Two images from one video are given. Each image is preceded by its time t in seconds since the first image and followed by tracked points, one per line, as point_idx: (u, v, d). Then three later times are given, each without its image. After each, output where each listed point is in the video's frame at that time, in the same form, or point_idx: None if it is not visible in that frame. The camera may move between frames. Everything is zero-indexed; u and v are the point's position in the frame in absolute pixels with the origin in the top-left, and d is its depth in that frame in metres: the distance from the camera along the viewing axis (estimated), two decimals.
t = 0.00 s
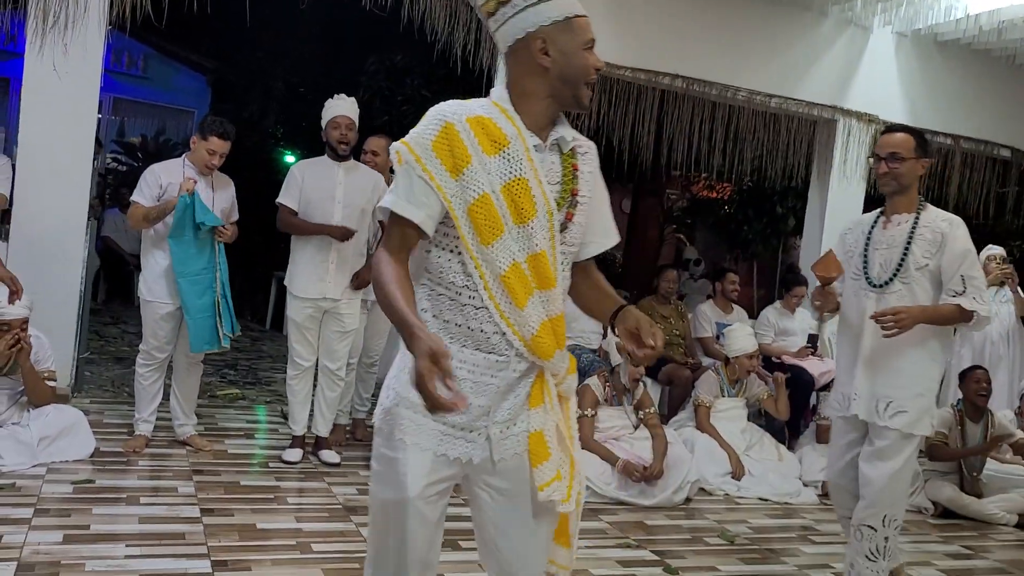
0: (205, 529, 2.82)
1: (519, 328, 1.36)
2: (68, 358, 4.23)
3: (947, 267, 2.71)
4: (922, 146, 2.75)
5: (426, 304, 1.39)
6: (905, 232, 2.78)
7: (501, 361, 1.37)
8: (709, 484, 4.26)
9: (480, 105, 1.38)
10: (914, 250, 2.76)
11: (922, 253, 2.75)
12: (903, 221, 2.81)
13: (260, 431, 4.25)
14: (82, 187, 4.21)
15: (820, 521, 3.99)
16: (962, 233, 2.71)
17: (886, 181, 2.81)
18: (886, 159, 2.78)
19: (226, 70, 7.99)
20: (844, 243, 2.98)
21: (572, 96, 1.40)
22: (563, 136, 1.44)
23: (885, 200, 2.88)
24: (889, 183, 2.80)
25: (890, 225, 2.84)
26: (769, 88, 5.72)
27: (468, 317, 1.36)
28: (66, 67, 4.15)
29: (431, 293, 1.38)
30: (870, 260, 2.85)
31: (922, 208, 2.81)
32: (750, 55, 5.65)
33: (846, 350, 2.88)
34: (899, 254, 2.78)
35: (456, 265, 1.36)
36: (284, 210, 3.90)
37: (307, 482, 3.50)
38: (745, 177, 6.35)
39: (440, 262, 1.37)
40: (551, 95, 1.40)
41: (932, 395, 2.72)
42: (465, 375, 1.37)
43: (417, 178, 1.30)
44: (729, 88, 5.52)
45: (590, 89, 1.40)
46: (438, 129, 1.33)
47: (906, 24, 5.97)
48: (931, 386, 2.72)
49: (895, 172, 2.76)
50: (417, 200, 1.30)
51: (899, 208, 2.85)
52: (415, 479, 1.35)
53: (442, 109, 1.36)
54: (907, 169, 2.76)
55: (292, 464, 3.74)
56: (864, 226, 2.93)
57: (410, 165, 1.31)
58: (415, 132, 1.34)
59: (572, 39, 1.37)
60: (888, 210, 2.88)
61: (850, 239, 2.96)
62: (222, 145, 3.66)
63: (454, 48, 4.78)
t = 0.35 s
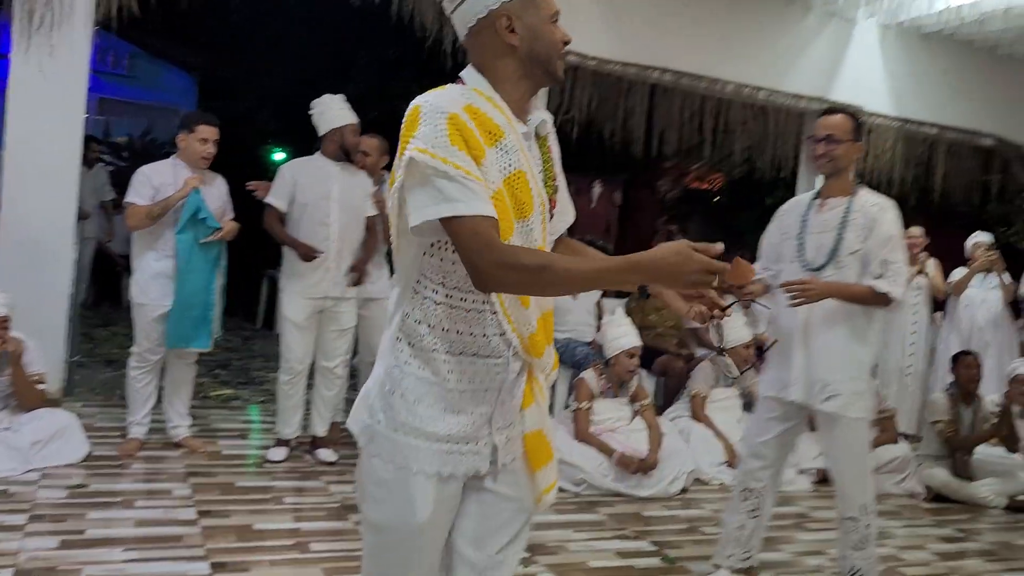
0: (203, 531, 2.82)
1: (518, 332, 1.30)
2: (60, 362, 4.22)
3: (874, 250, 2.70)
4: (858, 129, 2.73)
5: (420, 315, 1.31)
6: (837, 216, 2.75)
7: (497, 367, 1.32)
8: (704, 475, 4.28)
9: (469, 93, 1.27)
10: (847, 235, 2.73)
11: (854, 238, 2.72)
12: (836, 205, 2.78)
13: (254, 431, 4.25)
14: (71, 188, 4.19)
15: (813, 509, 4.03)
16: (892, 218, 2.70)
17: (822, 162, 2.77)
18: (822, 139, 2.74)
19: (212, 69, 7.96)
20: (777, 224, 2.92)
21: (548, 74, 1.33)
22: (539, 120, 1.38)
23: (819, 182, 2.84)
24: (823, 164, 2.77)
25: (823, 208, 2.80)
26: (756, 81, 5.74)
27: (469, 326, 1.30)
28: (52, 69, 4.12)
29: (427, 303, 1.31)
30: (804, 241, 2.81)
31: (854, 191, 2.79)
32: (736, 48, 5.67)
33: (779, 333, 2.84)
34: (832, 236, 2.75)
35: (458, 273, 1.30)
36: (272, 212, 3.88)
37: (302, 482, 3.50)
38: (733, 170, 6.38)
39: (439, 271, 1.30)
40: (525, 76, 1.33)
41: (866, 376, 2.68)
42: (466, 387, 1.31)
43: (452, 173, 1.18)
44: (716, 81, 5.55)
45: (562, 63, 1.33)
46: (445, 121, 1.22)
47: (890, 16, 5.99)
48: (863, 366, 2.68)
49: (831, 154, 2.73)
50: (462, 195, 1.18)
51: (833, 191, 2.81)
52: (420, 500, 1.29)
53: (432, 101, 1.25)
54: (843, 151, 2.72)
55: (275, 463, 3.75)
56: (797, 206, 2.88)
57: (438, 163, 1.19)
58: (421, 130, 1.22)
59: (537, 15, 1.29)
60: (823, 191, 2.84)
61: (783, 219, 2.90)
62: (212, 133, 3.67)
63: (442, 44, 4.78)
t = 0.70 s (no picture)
0: (176, 556, 2.76)
1: (556, 362, 1.24)
2: (19, 385, 4.11)
3: (790, 265, 2.70)
4: (775, 145, 2.77)
5: (475, 353, 1.19)
6: (753, 232, 2.77)
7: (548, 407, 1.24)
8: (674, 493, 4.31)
9: (513, 117, 1.19)
10: (764, 249, 2.73)
11: (772, 251, 2.72)
12: (753, 221, 2.79)
13: (221, 454, 4.18)
14: (32, 207, 4.10)
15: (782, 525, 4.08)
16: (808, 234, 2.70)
17: (738, 178, 2.79)
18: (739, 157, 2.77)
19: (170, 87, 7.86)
20: (698, 240, 2.95)
21: (579, 98, 1.28)
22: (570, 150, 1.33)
23: (737, 199, 2.87)
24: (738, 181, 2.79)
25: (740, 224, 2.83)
26: (716, 101, 5.85)
27: (525, 365, 1.20)
28: (12, 86, 4.03)
29: (484, 342, 1.19)
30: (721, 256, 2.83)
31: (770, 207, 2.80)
32: (697, 69, 5.76)
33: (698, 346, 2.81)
34: (749, 251, 2.76)
35: (519, 310, 1.19)
36: (237, 230, 3.78)
37: (274, 505, 3.45)
38: (694, 188, 6.47)
39: (496, 308, 1.19)
40: (556, 99, 1.27)
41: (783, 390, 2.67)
42: (527, 433, 1.20)
43: (519, 196, 1.07)
44: (679, 102, 5.64)
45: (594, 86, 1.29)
46: (504, 144, 1.13)
47: (845, 40, 6.14)
48: (783, 379, 2.66)
49: (747, 171, 2.76)
50: (527, 218, 1.06)
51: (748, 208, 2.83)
52: (492, 558, 1.16)
53: (483, 123, 1.16)
54: (761, 167, 2.76)
55: (243, 486, 3.68)
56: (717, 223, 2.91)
57: (505, 185, 1.08)
58: (479, 152, 1.13)
59: (567, 36, 1.25)
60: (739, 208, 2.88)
61: (705, 236, 2.93)
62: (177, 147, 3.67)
63: (410, 64, 4.79)
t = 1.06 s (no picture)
0: (174, 559, 2.75)
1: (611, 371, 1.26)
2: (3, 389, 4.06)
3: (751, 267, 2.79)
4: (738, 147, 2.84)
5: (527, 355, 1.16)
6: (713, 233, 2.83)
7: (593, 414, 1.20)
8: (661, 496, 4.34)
9: (569, 103, 1.16)
10: (724, 249, 2.81)
11: (733, 253, 2.80)
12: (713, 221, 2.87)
13: (208, 458, 4.16)
14: (18, 208, 4.06)
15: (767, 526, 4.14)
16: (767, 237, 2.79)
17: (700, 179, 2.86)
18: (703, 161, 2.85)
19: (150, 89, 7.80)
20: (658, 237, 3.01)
21: (634, 85, 1.24)
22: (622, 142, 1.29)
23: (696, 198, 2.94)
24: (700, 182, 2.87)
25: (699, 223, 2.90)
26: (699, 109, 5.92)
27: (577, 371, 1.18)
28: None
29: (537, 343, 1.16)
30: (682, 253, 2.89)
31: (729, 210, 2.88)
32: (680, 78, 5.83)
33: (659, 348, 2.89)
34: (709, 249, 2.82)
35: (575, 308, 1.17)
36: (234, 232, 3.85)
37: (266, 508, 3.44)
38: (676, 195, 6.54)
39: (552, 304, 1.16)
40: (609, 86, 1.24)
41: (737, 396, 2.80)
42: (578, 444, 1.17)
43: (572, 172, 1.01)
44: (663, 109, 5.70)
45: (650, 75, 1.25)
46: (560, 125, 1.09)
47: (825, 50, 6.24)
48: (738, 386, 2.80)
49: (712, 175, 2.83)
50: (576, 196, 0.98)
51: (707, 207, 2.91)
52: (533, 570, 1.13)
53: (542, 105, 1.13)
54: (725, 168, 2.83)
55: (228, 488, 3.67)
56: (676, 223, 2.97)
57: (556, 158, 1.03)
58: (534, 128, 1.08)
59: (625, 20, 1.21)
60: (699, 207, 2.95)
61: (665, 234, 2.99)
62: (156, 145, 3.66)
63: (398, 68, 4.81)
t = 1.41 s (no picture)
0: (120, 557, 2.71)
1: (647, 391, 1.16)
2: None
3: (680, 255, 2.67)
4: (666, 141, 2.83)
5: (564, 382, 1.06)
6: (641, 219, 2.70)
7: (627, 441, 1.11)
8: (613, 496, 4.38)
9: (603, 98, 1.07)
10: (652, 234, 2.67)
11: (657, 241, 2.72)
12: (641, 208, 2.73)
13: (156, 454, 4.09)
14: None
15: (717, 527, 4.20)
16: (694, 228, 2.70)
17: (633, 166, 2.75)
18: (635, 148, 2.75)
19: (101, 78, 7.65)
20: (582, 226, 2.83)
21: (654, 81, 1.16)
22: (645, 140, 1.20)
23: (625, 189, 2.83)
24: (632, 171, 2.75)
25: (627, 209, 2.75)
26: (657, 114, 5.98)
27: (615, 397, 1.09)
28: None
29: (575, 365, 1.07)
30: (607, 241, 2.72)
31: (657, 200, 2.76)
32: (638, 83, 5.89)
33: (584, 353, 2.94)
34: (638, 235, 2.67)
35: (614, 326, 1.07)
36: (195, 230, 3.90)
37: (215, 506, 3.39)
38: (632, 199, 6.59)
39: (590, 321, 1.06)
40: (626, 78, 1.15)
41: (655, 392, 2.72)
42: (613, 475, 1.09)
43: (635, 171, 0.93)
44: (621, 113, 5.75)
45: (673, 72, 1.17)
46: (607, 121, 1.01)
47: (780, 59, 6.35)
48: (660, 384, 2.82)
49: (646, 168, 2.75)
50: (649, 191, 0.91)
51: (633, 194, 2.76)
52: None
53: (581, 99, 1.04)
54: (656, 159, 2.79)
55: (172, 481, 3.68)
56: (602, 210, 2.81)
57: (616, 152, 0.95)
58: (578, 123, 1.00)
59: (648, 10, 1.12)
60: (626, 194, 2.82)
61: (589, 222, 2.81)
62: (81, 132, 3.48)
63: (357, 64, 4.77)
